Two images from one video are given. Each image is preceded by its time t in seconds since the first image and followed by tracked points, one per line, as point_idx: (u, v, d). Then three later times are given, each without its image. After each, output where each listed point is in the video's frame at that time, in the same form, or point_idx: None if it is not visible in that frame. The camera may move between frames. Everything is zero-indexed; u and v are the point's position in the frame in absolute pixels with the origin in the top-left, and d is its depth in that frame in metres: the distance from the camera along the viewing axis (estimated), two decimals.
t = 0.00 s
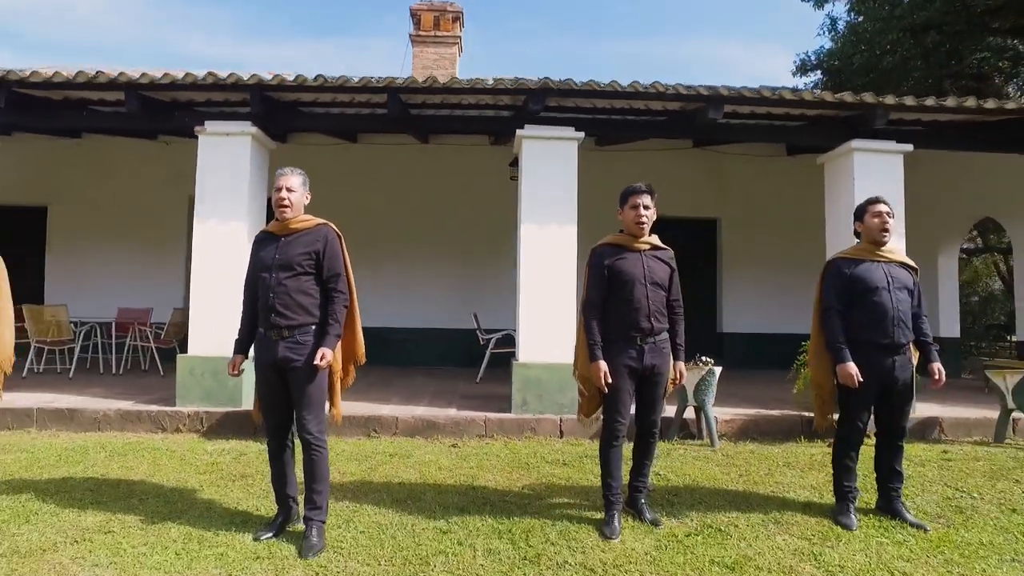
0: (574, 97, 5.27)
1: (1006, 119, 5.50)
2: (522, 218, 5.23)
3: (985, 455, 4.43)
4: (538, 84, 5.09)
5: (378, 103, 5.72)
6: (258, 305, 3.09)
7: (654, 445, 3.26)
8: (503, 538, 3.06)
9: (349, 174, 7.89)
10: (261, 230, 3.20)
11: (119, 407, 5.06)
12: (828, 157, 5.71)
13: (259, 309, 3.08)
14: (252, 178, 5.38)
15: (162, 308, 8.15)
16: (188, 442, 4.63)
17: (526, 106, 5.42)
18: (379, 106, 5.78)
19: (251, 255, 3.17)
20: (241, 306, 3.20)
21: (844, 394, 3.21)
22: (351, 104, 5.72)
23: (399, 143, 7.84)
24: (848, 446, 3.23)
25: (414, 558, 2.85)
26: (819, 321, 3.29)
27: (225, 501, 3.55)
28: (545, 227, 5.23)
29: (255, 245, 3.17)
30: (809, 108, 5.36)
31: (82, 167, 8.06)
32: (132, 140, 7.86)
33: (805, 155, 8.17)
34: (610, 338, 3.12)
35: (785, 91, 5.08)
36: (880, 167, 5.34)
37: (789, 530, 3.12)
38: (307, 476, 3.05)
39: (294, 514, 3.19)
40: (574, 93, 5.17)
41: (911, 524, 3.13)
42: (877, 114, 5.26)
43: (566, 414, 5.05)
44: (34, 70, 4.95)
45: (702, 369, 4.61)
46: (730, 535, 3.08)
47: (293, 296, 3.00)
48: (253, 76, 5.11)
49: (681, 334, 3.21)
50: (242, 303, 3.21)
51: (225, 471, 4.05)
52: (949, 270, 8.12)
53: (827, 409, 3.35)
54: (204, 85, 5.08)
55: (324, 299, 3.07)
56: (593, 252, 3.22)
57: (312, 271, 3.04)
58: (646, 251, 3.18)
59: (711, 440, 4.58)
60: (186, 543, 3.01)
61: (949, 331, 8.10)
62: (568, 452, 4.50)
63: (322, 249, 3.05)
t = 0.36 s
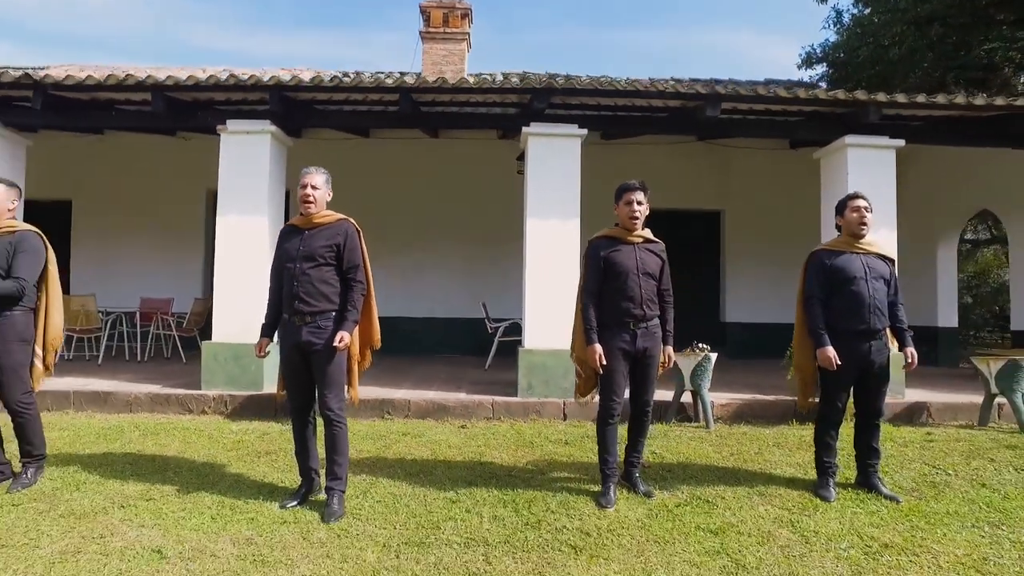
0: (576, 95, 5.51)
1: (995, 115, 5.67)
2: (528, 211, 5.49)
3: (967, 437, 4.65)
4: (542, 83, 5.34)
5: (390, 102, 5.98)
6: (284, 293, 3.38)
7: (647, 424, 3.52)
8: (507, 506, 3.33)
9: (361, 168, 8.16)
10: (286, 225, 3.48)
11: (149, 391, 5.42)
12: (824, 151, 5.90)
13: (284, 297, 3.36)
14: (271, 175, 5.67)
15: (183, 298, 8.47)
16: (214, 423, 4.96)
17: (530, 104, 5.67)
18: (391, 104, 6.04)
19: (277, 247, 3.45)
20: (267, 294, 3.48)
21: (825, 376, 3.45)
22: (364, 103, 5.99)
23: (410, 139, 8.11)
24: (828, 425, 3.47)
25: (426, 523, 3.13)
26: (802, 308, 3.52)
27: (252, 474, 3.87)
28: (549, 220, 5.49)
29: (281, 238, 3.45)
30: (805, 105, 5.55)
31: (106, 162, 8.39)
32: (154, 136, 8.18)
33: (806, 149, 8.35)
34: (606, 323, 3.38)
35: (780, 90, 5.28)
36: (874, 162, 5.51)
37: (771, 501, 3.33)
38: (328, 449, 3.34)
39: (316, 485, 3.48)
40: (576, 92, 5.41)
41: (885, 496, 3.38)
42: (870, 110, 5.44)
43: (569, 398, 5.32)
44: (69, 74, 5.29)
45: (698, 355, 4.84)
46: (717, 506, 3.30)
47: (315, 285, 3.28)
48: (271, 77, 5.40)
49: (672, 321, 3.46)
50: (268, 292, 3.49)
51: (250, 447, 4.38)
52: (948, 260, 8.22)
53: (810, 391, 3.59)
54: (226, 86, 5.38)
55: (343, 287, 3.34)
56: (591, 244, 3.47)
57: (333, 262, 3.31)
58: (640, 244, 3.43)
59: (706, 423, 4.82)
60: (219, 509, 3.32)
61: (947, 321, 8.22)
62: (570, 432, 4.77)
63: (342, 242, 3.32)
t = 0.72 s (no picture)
0: (592, 98, 5.77)
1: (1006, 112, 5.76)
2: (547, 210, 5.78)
3: (972, 426, 4.81)
4: (559, 88, 5.62)
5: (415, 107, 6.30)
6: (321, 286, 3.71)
7: (655, 408, 3.78)
8: (525, 482, 3.63)
9: (388, 169, 8.51)
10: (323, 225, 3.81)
11: (194, 379, 5.84)
12: (834, 149, 6.05)
13: (322, 290, 3.70)
14: (304, 176, 6.04)
15: (221, 293, 8.92)
16: (255, 408, 5.36)
17: (548, 107, 5.93)
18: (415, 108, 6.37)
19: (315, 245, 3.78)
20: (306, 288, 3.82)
21: (823, 364, 3.66)
22: (390, 108, 6.33)
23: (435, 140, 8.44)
24: (827, 410, 3.68)
25: (450, 496, 3.43)
26: (801, 300, 3.75)
27: (293, 453, 4.24)
28: (567, 218, 5.76)
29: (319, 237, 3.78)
30: (814, 105, 5.70)
31: (149, 165, 8.86)
32: (193, 140, 8.63)
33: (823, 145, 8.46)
34: (615, 314, 3.64)
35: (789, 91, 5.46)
36: (883, 159, 5.65)
37: (771, 479, 3.56)
38: (362, 429, 3.66)
39: (350, 462, 3.81)
40: (592, 95, 5.67)
41: (881, 477, 3.59)
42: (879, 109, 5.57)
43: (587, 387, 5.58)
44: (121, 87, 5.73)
45: (709, 345, 5.04)
46: (720, 483, 3.52)
47: (350, 278, 3.61)
48: (304, 86, 5.75)
49: (677, 312, 3.72)
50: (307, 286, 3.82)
51: (289, 429, 4.76)
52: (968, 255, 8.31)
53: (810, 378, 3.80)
54: (262, 94, 5.77)
55: (374, 281, 3.67)
56: (602, 241, 3.74)
57: (366, 258, 3.64)
58: (646, 240, 3.69)
59: (717, 409, 5.02)
60: (264, 482, 3.69)
61: (966, 316, 8.27)
62: (586, 418, 5.05)
63: (373, 240, 3.65)
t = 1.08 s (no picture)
0: (617, 103, 6.00)
1: None
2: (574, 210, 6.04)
3: (990, 418, 4.92)
4: (585, 94, 5.87)
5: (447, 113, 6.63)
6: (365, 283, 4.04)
7: (674, 397, 4.02)
8: (552, 464, 3.91)
9: (422, 171, 8.86)
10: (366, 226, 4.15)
11: (244, 370, 6.27)
12: (856, 148, 6.18)
13: (365, 286, 4.03)
14: (343, 180, 6.42)
15: (265, 290, 9.40)
16: (301, 397, 5.76)
17: (575, 112, 6.19)
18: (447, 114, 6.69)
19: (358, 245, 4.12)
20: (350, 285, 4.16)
21: (836, 355, 3.85)
22: (424, 114, 6.66)
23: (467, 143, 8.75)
24: (840, 400, 3.86)
25: (482, 475, 3.73)
26: (814, 295, 3.94)
27: (338, 436, 4.60)
28: (593, 218, 6.02)
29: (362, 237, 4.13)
30: (835, 106, 5.83)
31: (197, 170, 9.38)
32: (239, 146, 9.12)
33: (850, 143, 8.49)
34: (635, 308, 3.90)
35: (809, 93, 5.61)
36: (904, 157, 5.76)
37: (784, 463, 3.77)
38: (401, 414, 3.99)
39: (390, 445, 4.14)
40: (616, 100, 5.90)
41: (892, 463, 3.77)
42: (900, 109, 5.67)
43: (612, 379, 5.83)
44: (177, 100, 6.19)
45: (730, 339, 5.23)
46: (734, 466, 3.75)
47: (391, 275, 3.94)
48: (344, 96, 6.12)
49: (693, 307, 3.96)
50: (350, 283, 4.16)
51: (333, 416, 5.14)
52: (1000, 253, 8.28)
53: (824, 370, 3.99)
54: (306, 103, 6.18)
55: (413, 278, 3.99)
56: (623, 240, 4.00)
57: (405, 257, 3.97)
58: (664, 238, 3.94)
59: (737, 401, 5.22)
60: (313, 461, 4.06)
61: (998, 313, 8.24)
62: (610, 408, 5.31)
63: (412, 240, 3.98)
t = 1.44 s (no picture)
0: (639, 105, 6.21)
1: None
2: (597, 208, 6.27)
3: (1008, 411, 5.00)
4: (608, 97, 6.08)
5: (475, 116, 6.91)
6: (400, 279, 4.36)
7: (691, 386, 4.23)
8: (575, 448, 4.17)
9: (452, 172, 9.16)
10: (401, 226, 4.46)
11: (285, 361, 6.65)
12: (876, 146, 6.28)
13: (400, 282, 4.34)
14: (377, 182, 6.75)
15: (302, 287, 9.83)
16: (340, 387, 6.12)
17: (598, 114, 6.41)
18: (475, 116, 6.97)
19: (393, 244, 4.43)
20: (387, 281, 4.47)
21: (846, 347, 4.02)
22: (453, 118, 6.96)
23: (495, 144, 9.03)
24: (850, 390, 4.03)
25: (508, 457, 4.01)
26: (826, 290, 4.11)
27: (375, 422, 4.93)
28: (616, 216, 6.24)
29: (398, 237, 4.44)
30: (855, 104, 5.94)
31: (238, 172, 9.84)
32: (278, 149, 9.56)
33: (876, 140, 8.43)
34: (653, 302, 4.13)
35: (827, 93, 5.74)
36: (923, 154, 5.84)
37: (796, 449, 3.96)
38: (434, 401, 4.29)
39: (423, 431, 4.43)
40: (639, 103, 6.11)
41: (901, 451, 3.92)
42: (920, 106, 5.76)
43: (634, 371, 6.04)
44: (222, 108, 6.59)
45: (749, 332, 5.40)
46: (748, 451, 3.96)
47: (425, 271, 4.24)
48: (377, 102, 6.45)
49: (709, 301, 4.17)
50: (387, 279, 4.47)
51: (369, 404, 5.48)
52: None
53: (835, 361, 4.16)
54: (343, 108, 6.54)
55: (445, 274, 4.28)
56: (642, 237, 4.23)
57: (438, 255, 4.26)
58: (680, 236, 4.17)
59: (755, 392, 5.40)
60: (352, 444, 4.38)
61: None
62: (632, 398, 5.53)
63: (444, 239, 4.27)
